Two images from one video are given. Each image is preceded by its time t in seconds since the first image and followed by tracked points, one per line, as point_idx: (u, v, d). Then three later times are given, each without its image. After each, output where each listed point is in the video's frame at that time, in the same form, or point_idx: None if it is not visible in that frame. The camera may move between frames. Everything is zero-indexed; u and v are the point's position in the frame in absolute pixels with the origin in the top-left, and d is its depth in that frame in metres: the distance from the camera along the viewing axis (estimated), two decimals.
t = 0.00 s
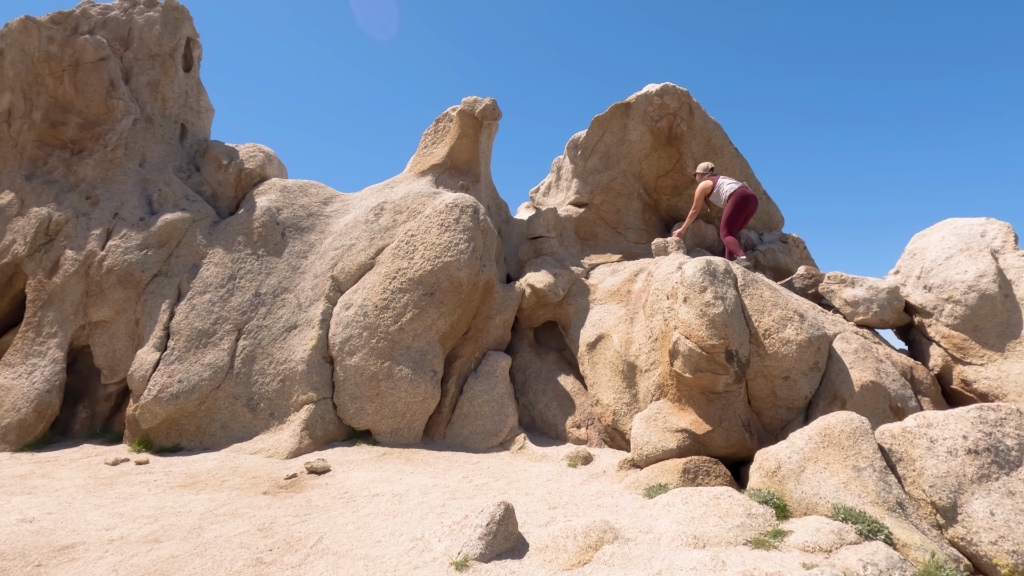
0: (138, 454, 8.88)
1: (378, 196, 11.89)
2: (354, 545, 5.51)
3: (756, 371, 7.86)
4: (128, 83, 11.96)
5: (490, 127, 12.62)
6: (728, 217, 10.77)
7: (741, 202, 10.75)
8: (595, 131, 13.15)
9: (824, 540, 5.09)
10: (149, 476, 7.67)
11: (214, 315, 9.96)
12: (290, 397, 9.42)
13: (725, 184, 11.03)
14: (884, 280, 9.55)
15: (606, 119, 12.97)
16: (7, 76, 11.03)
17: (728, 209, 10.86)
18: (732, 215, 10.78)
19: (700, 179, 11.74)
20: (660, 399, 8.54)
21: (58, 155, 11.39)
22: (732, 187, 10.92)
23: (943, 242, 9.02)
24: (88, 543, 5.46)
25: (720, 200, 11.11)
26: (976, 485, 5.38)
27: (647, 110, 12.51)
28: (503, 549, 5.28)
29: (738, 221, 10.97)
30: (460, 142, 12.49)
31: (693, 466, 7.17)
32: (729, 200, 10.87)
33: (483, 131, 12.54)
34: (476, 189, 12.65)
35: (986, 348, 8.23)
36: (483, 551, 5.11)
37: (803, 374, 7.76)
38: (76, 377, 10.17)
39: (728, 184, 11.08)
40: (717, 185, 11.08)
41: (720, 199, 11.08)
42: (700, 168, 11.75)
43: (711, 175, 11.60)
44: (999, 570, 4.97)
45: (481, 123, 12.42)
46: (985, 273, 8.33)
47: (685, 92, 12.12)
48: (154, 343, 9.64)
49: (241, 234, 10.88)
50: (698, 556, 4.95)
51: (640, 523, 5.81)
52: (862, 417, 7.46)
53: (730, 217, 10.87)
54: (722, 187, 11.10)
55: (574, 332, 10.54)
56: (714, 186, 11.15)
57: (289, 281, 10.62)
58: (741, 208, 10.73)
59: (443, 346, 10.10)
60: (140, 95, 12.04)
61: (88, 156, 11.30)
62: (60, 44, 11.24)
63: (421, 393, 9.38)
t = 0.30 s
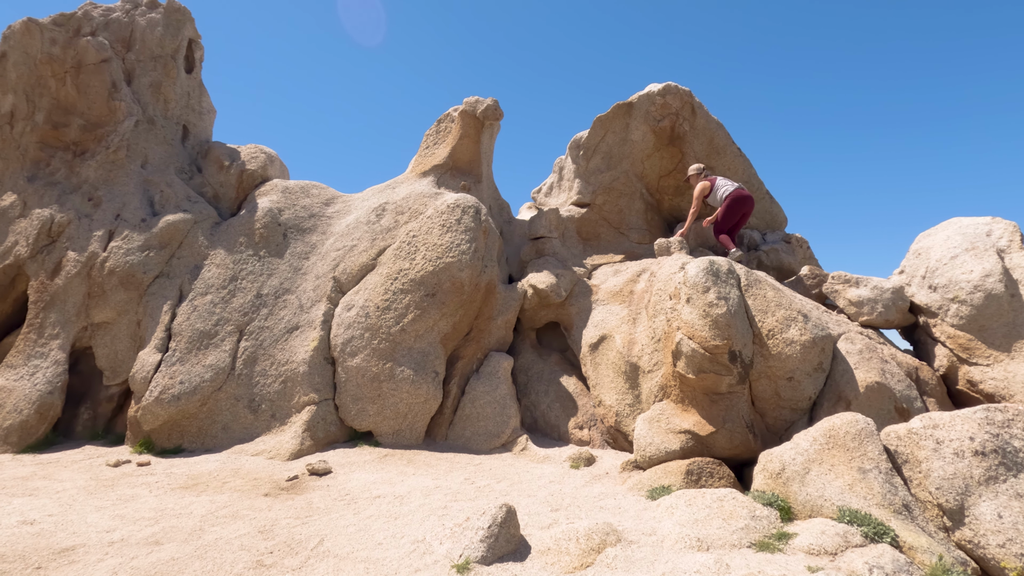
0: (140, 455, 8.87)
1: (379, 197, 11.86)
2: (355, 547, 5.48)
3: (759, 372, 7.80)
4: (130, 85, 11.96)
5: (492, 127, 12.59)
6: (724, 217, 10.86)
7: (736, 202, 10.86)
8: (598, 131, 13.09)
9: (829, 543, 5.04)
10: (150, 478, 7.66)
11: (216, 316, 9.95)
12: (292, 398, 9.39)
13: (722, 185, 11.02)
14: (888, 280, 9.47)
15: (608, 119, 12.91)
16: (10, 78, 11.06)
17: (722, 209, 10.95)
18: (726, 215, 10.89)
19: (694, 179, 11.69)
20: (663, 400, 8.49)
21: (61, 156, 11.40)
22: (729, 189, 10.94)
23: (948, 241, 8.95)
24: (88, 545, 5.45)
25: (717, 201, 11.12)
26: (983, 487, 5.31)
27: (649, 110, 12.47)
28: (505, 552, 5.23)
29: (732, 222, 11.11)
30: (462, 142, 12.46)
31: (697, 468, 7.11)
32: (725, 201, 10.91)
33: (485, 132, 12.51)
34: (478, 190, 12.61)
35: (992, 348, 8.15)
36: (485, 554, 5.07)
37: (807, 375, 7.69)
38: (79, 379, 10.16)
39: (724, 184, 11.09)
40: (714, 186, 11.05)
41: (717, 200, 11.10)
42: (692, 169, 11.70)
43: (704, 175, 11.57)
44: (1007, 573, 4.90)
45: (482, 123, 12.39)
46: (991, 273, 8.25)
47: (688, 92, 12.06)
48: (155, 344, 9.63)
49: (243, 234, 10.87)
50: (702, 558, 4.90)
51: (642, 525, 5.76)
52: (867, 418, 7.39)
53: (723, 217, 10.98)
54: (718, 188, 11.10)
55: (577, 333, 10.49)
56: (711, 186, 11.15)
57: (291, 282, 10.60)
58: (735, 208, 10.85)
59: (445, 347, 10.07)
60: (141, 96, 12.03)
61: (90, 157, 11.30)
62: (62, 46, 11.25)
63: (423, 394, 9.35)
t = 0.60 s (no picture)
0: (140, 457, 8.83)
1: (381, 197, 11.81)
2: (356, 550, 5.42)
3: (763, 372, 7.74)
4: (131, 86, 11.93)
5: (493, 127, 12.54)
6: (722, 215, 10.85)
7: (734, 205, 10.84)
8: (600, 131, 13.04)
9: (837, 546, 4.98)
10: (150, 480, 7.61)
11: (217, 318, 9.91)
12: (293, 399, 9.35)
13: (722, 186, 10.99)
14: (893, 280, 9.40)
15: (610, 118, 12.85)
16: (10, 79, 11.04)
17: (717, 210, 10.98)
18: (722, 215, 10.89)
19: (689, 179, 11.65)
20: (666, 401, 8.43)
21: (61, 157, 11.37)
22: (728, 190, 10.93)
23: (953, 241, 8.87)
24: (88, 548, 5.39)
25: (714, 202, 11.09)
26: (993, 489, 5.25)
27: (651, 110, 12.43)
28: (508, 555, 5.17)
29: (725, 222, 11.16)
30: (463, 142, 12.41)
31: (701, 469, 7.05)
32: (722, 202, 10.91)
33: (487, 132, 12.46)
34: (480, 190, 12.55)
35: (999, 348, 8.07)
36: (488, 557, 5.01)
37: (813, 376, 7.61)
38: (79, 380, 10.11)
39: (725, 185, 11.07)
40: (714, 187, 11.01)
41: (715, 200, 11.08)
42: (689, 169, 11.67)
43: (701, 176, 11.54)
44: None
45: (484, 123, 12.34)
46: (998, 273, 8.16)
47: (690, 92, 12.00)
48: (156, 345, 9.59)
49: (244, 235, 10.83)
50: (708, 562, 4.84)
51: (646, 528, 5.70)
52: (873, 419, 7.32)
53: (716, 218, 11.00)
54: (718, 189, 11.06)
55: (579, 333, 10.43)
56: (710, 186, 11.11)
57: (292, 283, 10.56)
58: (732, 210, 10.84)
59: (447, 347, 10.01)
60: (142, 97, 12.00)
61: (91, 158, 11.26)
62: (63, 46, 11.23)
63: (425, 395, 9.29)
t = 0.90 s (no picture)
0: (141, 459, 8.77)
1: (383, 198, 11.76)
2: (359, 554, 5.36)
3: (769, 374, 7.66)
4: (132, 86, 11.89)
5: (495, 127, 12.48)
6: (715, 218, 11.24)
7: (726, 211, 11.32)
8: (602, 131, 12.96)
9: (846, 549, 4.91)
10: (151, 483, 7.55)
11: (218, 319, 9.86)
12: (294, 401, 9.29)
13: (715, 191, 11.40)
14: (899, 280, 9.34)
15: (613, 118, 12.80)
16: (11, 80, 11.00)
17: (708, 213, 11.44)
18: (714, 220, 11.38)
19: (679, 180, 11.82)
20: (670, 403, 8.37)
21: (62, 158, 11.32)
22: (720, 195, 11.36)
23: (959, 241, 8.81)
24: (87, 552, 5.33)
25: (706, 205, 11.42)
26: (1004, 492, 5.18)
27: (654, 110, 12.39)
28: (512, 559, 5.11)
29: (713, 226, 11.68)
30: (465, 143, 12.36)
31: (706, 471, 7.00)
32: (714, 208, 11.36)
33: (489, 132, 12.41)
34: (482, 191, 12.49)
35: (1006, 349, 8.01)
36: (492, 561, 4.94)
37: (818, 377, 7.54)
38: (80, 382, 10.06)
39: (716, 190, 11.47)
40: (708, 191, 11.35)
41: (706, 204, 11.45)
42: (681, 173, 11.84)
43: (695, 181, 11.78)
44: None
45: (486, 123, 12.30)
46: (1005, 273, 8.10)
47: (693, 92, 11.97)
48: (157, 346, 9.54)
49: (245, 236, 10.78)
50: (716, 565, 4.78)
51: (652, 531, 5.63)
52: (879, 420, 7.26)
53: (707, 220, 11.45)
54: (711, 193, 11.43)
55: (582, 335, 10.37)
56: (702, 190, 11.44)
57: (294, 284, 10.50)
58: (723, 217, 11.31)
59: (449, 349, 9.95)
60: (143, 98, 11.96)
61: (92, 159, 11.22)
62: (64, 47, 11.19)
63: (427, 397, 9.23)
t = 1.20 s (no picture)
0: (141, 462, 8.70)
1: (385, 199, 11.69)
2: (363, 559, 5.28)
3: (776, 376, 7.59)
4: (132, 87, 11.84)
5: (498, 128, 12.42)
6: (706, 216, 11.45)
7: (714, 209, 11.60)
8: (605, 131, 12.92)
9: (858, 554, 4.84)
10: (152, 486, 7.48)
11: (219, 321, 9.79)
12: (296, 403, 9.22)
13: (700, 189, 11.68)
14: (905, 281, 9.27)
15: (616, 119, 12.74)
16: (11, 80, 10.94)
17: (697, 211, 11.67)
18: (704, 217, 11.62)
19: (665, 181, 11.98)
20: (676, 405, 8.30)
21: (62, 159, 11.26)
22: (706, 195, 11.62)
23: (966, 242, 8.73)
24: (88, 557, 5.26)
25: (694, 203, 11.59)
26: (1017, 496, 5.14)
27: (657, 110, 12.33)
28: (519, 564, 5.04)
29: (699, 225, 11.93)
30: (467, 143, 12.30)
31: (713, 474, 6.93)
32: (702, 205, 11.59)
33: (491, 133, 12.36)
34: (484, 192, 12.43)
35: (1015, 351, 7.94)
36: (499, 566, 4.87)
37: (825, 379, 7.47)
38: (80, 384, 10.00)
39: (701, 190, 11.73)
40: (695, 190, 11.56)
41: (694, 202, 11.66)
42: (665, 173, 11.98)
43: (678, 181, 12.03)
44: None
45: (488, 124, 12.24)
46: (1013, 274, 8.01)
47: (697, 92, 11.93)
48: (158, 349, 9.47)
49: (247, 238, 10.72)
50: (726, 571, 4.71)
51: (660, 535, 5.56)
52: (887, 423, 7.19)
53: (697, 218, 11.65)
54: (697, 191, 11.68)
55: (586, 336, 10.31)
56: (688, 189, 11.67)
57: (295, 285, 10.44)
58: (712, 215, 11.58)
59: (452, 350, 9.88)
60: (144, 98, 11.91)
61: (92, 160, 11.16)
62: (65, 47, 11.14)
63: (430, 399, 9.17)
